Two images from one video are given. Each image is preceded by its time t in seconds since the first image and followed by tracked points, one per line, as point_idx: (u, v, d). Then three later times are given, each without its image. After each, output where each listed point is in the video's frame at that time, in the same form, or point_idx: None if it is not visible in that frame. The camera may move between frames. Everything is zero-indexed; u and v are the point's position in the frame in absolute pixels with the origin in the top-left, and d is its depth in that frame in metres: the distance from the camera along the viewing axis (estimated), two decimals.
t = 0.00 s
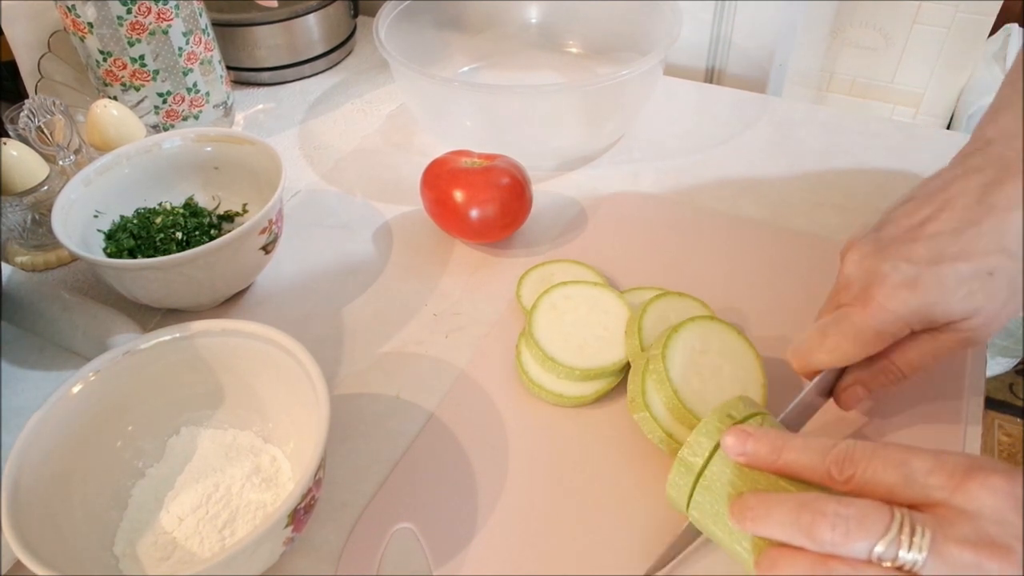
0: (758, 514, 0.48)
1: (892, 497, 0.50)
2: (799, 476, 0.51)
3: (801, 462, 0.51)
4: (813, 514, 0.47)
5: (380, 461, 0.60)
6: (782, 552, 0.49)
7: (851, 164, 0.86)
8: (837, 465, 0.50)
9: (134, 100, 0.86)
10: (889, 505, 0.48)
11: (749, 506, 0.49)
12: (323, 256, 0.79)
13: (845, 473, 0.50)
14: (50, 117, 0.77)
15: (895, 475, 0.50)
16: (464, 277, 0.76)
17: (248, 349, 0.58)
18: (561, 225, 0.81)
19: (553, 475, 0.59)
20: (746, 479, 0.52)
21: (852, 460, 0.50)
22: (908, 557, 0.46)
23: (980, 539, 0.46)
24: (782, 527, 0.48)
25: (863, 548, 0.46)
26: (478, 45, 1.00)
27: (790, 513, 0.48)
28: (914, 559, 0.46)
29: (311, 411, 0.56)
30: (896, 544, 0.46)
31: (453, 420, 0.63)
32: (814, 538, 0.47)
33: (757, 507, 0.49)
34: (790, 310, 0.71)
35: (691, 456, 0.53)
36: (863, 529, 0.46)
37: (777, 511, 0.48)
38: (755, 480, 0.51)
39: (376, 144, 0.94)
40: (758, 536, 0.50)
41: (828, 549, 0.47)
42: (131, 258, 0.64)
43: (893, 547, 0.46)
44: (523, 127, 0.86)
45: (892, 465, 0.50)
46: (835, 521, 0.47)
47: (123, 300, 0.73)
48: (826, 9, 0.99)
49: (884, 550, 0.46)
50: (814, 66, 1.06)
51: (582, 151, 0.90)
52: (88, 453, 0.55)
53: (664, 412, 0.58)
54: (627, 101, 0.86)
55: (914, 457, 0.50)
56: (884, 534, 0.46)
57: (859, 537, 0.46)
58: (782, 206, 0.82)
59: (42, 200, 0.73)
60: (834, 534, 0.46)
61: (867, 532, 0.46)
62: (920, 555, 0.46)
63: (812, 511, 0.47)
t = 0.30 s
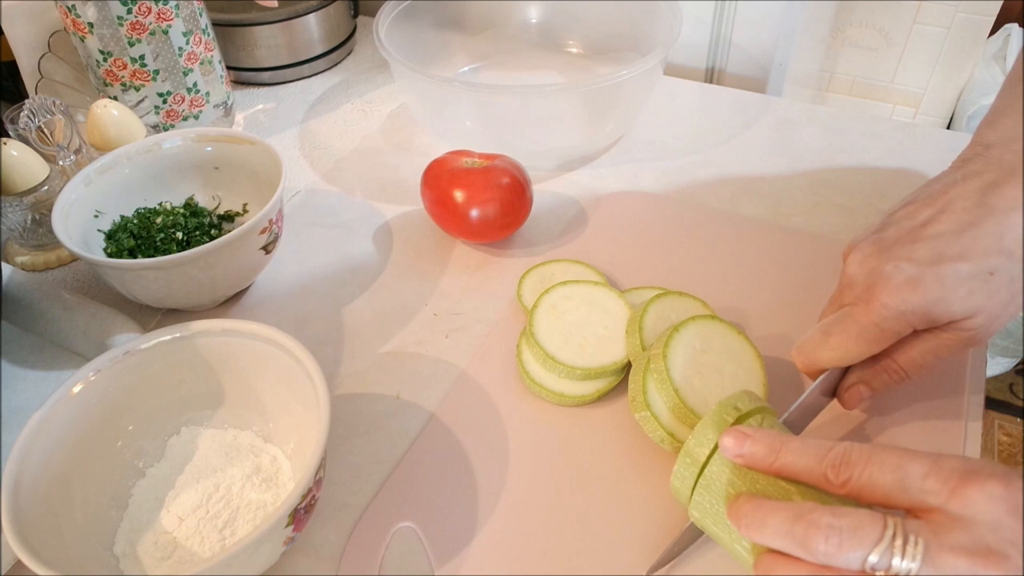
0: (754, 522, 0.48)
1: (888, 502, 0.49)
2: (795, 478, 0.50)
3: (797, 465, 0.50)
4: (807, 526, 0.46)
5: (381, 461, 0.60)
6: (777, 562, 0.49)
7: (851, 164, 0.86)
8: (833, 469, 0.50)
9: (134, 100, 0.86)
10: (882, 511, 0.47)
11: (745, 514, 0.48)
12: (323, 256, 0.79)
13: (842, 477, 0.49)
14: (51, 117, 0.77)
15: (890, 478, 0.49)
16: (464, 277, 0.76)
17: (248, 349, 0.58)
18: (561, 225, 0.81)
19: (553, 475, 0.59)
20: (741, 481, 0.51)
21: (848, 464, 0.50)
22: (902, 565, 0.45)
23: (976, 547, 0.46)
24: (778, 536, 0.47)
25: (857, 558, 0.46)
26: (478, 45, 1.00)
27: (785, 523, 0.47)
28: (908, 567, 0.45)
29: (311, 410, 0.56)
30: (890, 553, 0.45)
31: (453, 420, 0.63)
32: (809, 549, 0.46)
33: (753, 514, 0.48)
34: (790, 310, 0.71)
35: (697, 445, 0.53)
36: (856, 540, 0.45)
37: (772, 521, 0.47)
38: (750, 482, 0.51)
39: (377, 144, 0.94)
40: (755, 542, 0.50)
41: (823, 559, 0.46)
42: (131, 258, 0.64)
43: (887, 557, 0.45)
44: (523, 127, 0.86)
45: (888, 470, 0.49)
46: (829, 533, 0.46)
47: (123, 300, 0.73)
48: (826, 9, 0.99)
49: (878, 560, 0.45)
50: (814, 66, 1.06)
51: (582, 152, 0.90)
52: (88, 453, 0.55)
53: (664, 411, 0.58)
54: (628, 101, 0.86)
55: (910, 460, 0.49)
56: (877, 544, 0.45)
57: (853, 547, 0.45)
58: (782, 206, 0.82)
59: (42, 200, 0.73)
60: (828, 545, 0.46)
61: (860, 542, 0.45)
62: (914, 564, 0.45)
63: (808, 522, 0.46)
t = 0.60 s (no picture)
0: (738, 539, 0.48)
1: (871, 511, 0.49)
2: (780, 485, 0.50)
3: (781, 474, 0.50)
4: (785, 551, 0.47)
5: (381, 461, 0.60)
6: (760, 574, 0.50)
7: (851, 164, 0.86)
8: (816, 478, 0.50)
9: (134, 100, 0.86)
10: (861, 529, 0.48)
11: (727, 531, 0.49)
12: (323, 255, 0.79)
13: (824, 487, 0.50)
14: (50, 118, 0.77)
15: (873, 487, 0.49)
16: (464, 277, 0.76)
17: (248, 349, 0.58)
18: (561, 225, 0.81)
19: (553, 476, 0.59)
20: (727, 490, 0.51)
21: (830, 474, 0.49)
22: None
23: (954, 562, 0.46)
24: (760, 555, 0.48)
25: None
26: (478, 45, 1.00)
27: (766, 545, 0.47)
28: None
29: (310, 410, 0.56)
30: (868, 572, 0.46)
31: (453, 420, 0.63)
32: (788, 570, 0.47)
33: (735, 533, 0.49)
34: (790, 309, 0.71)
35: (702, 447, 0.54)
36: (834, 562, 0.46)
37: (754, 541, 0.48)
38: (735, 490, 0.51)
39: (377, 144, 0.94)
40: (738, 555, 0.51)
41: None
42: (131, 258, 0.65)
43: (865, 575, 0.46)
44: (523, 127, 0.86)
45: (869, 480, 0.49)
46: (807, 557, 0.46)
47: (123, 300, 0.73)
48: (826, 9, 0.99)
49: None
50: (814, 66, 1.06)
51: (582, 152, 0.90)
52: (88, 453, 0.55)
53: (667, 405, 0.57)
54: (627, 102, 0.86)
55: (892, 471, 0.49)
56: (856, 562, 0.46)
57: (832, 568, 0.46)
58: (782, 206, 0.82)
59: (42, 200, 0.73)
60: (807, 568, 0.46)
61: (838, 563, 0.46)
62: None
63: (786, 546, 0.47)
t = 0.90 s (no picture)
0: (761, 535, 0.49)
1: (898, 516, 0.49)
2: (804, 490, 0.50)
3: (806, 479, 0.50)
4: (817, 543, 0.47)
5: (380, 462, 0.60)
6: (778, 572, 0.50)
7: (851, 164, 0.86)
8: (843, 483, 0.50)
9: (134, 100, 0.86)
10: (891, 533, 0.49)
11: (751, 527, 0.49)
12: (323, 256, 0.79)
13: (852, 491, 0.50)
14: (50, 117, 0.77)
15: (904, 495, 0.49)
16: (464, 277, 0.76)
17: (248, 349, 0.58)
18: (561, 225, 0.81)
19: (553, 476, 0.59)
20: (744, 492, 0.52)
21: (859, 479, 0.50)
22: None
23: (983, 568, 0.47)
24: (787, 552, 0.48)
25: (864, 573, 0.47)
26: (478, 45, 1.00)
27: (795, 539, 0.48)
28: None
29: (310, 410, 0.56)
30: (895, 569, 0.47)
31: (453, 420, 0.63)
32: (818, 564, 0.47)
33: (760, 531, 0.49)
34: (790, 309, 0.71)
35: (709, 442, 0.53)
36: (863, 557, 0.47)
37: (781, 536, 0.48)
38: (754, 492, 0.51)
39: (377, 144, 0.94)
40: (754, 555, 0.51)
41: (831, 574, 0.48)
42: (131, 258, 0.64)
43: (892, 573, 0.47)
44: (523, 127, 0.86)
45: (902, 486, 0.49)
46: (840, 551, 0.47)
47: (123, 300, 0.73)
48: (826, 9, 0.99)
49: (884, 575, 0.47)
50: (814, 66, 1.06)
51: (582, 152, 0.90)
52: (88, 454, 0.55)
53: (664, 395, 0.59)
54: (627, 102, 0.86)
55: (927, 478, 0.49)
56: (884, 560, 0.47)
57: (860, 564, 0.47)
58: (782, 206, 0.82)
59: (42, 200, 0.73)
60: (838, 562, 0.47)
61: (868, 559, 0.47)
62: None
63: (820, 541, 0.47)
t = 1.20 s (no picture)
0: (782, 527, 0.48)
1: (915, 517, 0.50)
2: (821, 489, 0.51)
3: (822, 476, 0.51)
4: (841, 535, 0.47)
5: (380, 462, 0.60)
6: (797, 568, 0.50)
7: (851, 163, 0.86)
8: (862, 482, 0.51)
9: (134, 100, 0.86)
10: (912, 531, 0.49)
11: (771, 519, 0.49)
12: (323, 256, 0.79)
13: (871, 491, 0.50)
14: (50, 117, 0.77)
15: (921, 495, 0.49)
16: (463, 277, 0.76)
17: (248, 349, 0.58)
18: (561, 225, 0.81)
19: (553, 476, 0.59)
20: (759, 489, 0.52)
21: (878, 478, 0.50)
22: None
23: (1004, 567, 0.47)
24: (806, 545, 0.48)
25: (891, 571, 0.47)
26: (478, 45, 1.00)
27: (818, 530, 0.48)
28: None
29: (310, 410, 0.56)
30: (923, 569, 0.47)
31: (452, 420, 0.63)
32: (841, 558, 0.47)
33: (780, 522, 0.49)
34: (790, 309, 0.71)
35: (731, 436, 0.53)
36: (892, 554, 0.47)
37: (801, 528, 0.48)
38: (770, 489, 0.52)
39: (377, 144, 0.94)
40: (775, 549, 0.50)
41: (854, 569, 0.47)
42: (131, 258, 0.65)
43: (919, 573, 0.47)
44: (523, 127, 0.86)
45: (919, 486, 0.50)
46: (864, 544, 0.47)
47: (123, 300, 0.73)
48: (826, 9, 0.99)
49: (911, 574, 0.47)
50: (814, 66, 1.06)
51: (581, 152, 0.90)
52: (88, 454, 0.55)
53: (665, 396, 0.59)
54: (627, 101, 0.86)
55: (941, 477, 0.50)
56: (912, 559, 0.47)
57: (887, 560, 0.47)
58: (782, 205, 0.82)
59: (42, 200, 0.73)
60: (862, 556, 0.47)
61: (896, 556, 0.47)
62: None
63: (843, 532, 0.47)
